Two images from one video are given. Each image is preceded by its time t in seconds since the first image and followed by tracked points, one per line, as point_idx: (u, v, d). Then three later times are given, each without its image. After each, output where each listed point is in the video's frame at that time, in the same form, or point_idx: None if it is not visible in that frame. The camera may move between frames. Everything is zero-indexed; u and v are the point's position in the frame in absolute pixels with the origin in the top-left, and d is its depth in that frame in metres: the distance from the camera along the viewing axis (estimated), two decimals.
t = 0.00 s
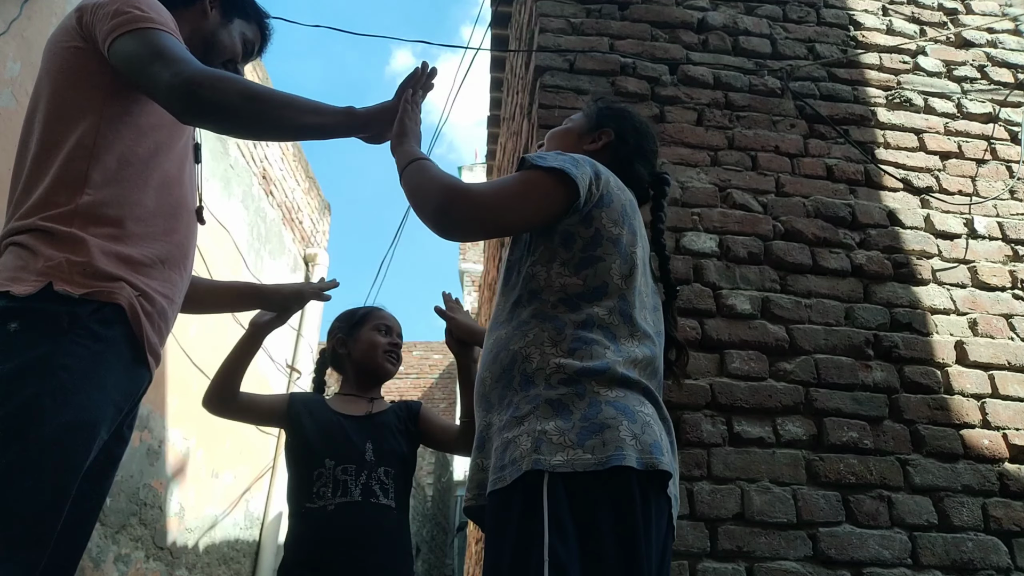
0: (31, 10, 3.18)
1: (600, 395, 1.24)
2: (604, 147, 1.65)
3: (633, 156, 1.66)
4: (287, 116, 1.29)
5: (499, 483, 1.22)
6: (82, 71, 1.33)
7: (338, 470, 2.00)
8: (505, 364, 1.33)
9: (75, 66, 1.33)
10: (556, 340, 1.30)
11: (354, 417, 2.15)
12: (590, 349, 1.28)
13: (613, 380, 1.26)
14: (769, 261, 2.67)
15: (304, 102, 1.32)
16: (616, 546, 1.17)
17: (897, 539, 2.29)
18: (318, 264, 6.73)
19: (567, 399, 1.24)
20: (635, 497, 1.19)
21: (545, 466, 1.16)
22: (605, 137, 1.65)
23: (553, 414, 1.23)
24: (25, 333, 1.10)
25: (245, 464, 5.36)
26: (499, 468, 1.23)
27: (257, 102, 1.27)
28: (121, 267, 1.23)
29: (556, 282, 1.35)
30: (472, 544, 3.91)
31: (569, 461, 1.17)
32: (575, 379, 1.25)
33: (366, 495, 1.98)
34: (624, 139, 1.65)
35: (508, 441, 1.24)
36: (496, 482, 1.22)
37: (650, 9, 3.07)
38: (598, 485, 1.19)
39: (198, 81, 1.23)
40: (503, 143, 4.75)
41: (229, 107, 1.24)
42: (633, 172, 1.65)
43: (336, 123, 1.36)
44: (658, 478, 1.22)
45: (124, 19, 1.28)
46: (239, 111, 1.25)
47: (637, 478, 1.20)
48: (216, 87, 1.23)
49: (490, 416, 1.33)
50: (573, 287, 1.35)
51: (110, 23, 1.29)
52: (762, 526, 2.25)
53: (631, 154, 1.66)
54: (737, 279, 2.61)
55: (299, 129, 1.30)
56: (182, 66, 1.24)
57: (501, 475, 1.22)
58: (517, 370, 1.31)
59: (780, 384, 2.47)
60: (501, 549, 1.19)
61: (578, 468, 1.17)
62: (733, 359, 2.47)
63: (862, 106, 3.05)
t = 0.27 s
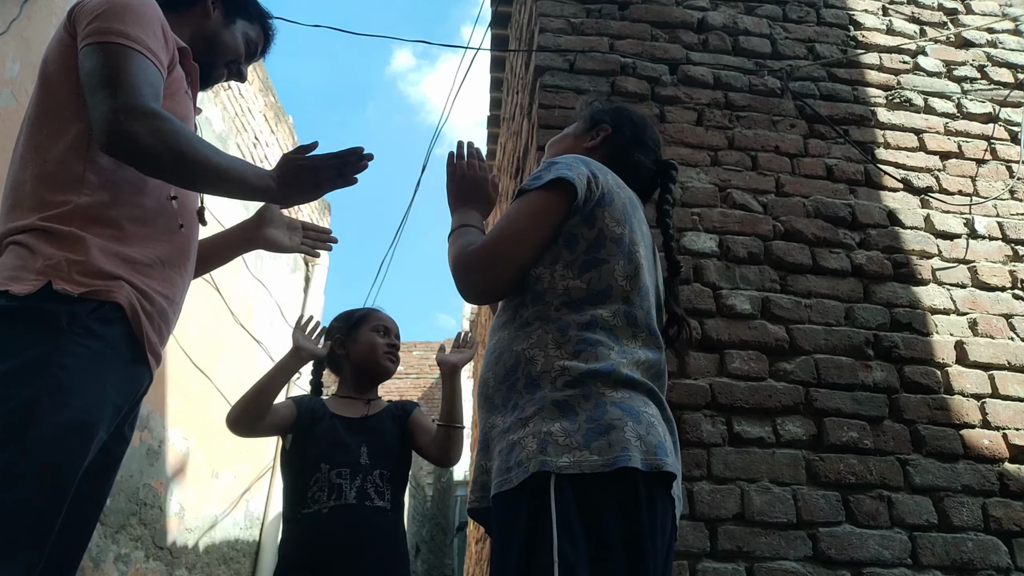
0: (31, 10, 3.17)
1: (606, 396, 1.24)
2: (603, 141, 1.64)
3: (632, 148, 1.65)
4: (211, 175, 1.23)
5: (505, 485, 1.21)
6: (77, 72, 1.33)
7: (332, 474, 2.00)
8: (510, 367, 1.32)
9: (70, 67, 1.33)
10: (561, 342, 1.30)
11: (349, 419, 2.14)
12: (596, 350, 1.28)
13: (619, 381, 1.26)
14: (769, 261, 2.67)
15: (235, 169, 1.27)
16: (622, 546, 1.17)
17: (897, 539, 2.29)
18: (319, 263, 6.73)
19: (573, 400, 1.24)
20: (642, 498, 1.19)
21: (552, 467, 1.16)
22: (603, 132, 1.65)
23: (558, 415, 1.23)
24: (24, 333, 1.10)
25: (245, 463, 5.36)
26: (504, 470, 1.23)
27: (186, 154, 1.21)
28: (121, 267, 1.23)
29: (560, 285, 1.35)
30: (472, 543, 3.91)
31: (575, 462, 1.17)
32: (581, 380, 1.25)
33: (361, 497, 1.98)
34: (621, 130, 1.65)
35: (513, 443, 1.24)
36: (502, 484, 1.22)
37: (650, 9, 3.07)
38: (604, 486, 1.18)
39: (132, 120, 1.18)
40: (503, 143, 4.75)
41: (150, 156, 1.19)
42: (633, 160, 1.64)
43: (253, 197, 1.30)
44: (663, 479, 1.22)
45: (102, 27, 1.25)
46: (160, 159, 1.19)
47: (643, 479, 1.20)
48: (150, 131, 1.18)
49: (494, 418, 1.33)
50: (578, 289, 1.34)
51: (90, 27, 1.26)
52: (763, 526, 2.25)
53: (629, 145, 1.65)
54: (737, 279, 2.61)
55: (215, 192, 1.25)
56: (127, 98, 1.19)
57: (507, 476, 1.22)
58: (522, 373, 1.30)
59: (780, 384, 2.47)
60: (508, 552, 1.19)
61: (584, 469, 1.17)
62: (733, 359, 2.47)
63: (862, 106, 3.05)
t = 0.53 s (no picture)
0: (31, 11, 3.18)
1: (603, 397, 1.24)
2: (598, 140, 1.65)
3: (628, 142, 1.65)
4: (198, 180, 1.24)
5: (499, 484, 1.22)
6: (75, 73, 1.33)
7: (331, 476, 2.00)
8: (510, 366, 1.33)
9: (67, 67, 1.33)
10: (560, 342, 1.30)
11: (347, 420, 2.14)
12: (594, 351, 1.28)
13: (617, 383, 1.26)
14: (769, 261, 2.67)
15: (223, 180, 1.27)
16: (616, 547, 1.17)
17: (897, 539, 2.29)
18: (319, 263, 6.74)
19: (570, 401, 1.24)
20: (636, 500, 1.19)
21: (544, 468, 1.17)
22: (597, 132, 1.66)
23: (555, 416, 1.23)
24: (20, 332, 1.10)
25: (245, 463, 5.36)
26: (499, 470, 1.24)
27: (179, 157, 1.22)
28: (117, 267, 1.23)
29: (562, 282, 1.35)
30: (473, 543, 3.91)
31: (568, 463, 1.17)
32: (578, 381, 1.25)
33: (360, 501, 1.99)
34: (614, 126, 1.65)
35: (509, 442, 1.24)
36: (496, 483, 1.23)
37: (650, 9, 3.07)
38: (598, 487, 1.19)
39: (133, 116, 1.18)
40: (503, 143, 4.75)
41: (144, 152, 1.19)
42: (629, 154, 1.63)
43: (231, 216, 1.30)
44: (659, 481, 1.22)
45: (109, 24, 1.25)
46: (153, 156, 1.20)
47: (637, 481, 1.20)
48: (154, 129, 1.19)
49: (494, 417, 1.33)
50: (580, 286, 1.34)
51: (94, 25, 1.26)
52: (762, 526, 2.25)
53: (625, 138, 1.65)
54: (737, 279, 2.61)
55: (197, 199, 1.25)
56: (134, 94, 1.20)
57: (502, 475, 1.23)
58: (521, 372, 1.31)
59: (780, 383, 2.47)
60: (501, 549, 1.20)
61: (578, 470, 1.17)
62: (733, 359, 2.47)
63: (862, 106, 3.05)
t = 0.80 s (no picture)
0: (31, 11, 3.18)
1: (604, 398, 1.24)
2: (594, 142, 1.66)
3: (626, 141, 1.65)
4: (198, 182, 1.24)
5: (501, 485, 1.22)
6: (73, 73, 1.33)
7: (330, 476, 2.00)
8: (511, 366, 1.33)
9: (66, 67, 1.33)
10: (562, 343, 1.30)
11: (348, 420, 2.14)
12: (595, 352, 1.28)
13: (618, 383, 1.25)
14: (769, 261, 2.67)
15: (224, 179, 1.26)
16: (618, 547, 1.17)
17: (897, 539, 2.29)
18: (318, 263, 6.74)
19: (571, 401, 1.24)
20: (637, 500, 1.19)
21: (546, 469, 1.17)
22: (593, 134, 1.66)
23: (556, 416, 1.23)
24: (20, 332, 1.10)
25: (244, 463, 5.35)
26: (501, 470, 1.24)
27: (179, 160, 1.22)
28: (116, 267, 1.23)
29: (563, 281, 1.35)
30: (472, 543, 3.91)
31: (571, 464, 1.17)
32: (579, 382, 1.25)
33: (359, 501, 1.98)
34: (609, 127, 1.66)
35: (511, 443, 1.24)
36: (498, 484, 1.22)
37: (650, 9, 3.07)
38: (600, 487, 1.19)
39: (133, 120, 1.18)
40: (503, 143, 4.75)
41: (142, 156, 1.19)
42: (629, 150, 1.63)
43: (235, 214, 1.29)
44: (661, 481, 1.22)
45: (106, 27, 1.25)
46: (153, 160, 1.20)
47: (639, 481, 1.20)
48: (152, 134, 1.19)
49: (494, 417, 1.33)
50: (581, 285, 1.34)
51: (91, 28, 1.26)
52: (763, 526, 2.25)
53: (623, 135, 1.65)
54: (737, 279, 2.61)
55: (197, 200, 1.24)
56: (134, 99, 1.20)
57: (504, 476, 1.22)
58: (522, 373, 1.31)
59: (780, 383, 2.47)
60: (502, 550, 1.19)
61: (580, 471, 1.17)
62: (733, 359, 2.47)
63: (862, 106, 3.05)
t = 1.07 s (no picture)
0: (31, 10, 3.17)
1: (604, 397, 1.24)
2: (586, 147, 1.65)
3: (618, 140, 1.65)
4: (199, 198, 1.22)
5: (501, 484, 1.22)
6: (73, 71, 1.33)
7: (332, 470, 2.00)
8: (511, 364, 1.33)
9: (63, 67, 1.33)
10: (563, 342, 1.30)
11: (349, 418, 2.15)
12: (595, 351, 1.28)
13: (618, 383, 1.25)
14: (769, 261, 2.67)
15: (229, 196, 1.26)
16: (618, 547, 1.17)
17: (897, 539, 2.29)
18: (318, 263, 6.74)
19: (571, 401, 1.24)
20: (637, 500, 1.18)
21: (547, 468, 1.17)
22: (582, 140, 1.66)
23: (557, 415, 1.23)
24: (21, 332, 1.10)
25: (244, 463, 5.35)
26: (501, 469, 1.24)
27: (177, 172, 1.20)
28: (117, 267, 1.23)
29: (564, 279, 1.36)
30: (472, 543, 3.91)
31: (571, 464, 1.17)
32: (580, 381, 1.25)
33: (360, 493, 1.97)
34: (597, 128, 1.66)
35: (510, 441, 1.24)
36: (498, 482, 1.23)
37: (650, 9, 3.07)
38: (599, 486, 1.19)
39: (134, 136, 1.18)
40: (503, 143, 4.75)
41: (138, 165, 1.18)
42: (624, 149, 1.64)
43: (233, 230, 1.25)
44: (661, 481, 1.22)
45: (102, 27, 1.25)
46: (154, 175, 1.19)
47: (639, 480, 1.20)
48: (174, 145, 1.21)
49: (493, 414, 1.33)
50: (582, 284, 1.35)
51: (85, 24, 1.26)
52: (763, 526, 2.25)
53: (613, 135, 1.65)
54: (737, 279, 2.61)
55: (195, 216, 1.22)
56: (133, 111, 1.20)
57: (503, 475, 1.22)
58: (522, 371, 1.31)
59: (780, 383, 2.47)
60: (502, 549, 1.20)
61: (579, 471, 1.17)
62: (733, 360, 2.47)
63: (862, 106, 3.05)
